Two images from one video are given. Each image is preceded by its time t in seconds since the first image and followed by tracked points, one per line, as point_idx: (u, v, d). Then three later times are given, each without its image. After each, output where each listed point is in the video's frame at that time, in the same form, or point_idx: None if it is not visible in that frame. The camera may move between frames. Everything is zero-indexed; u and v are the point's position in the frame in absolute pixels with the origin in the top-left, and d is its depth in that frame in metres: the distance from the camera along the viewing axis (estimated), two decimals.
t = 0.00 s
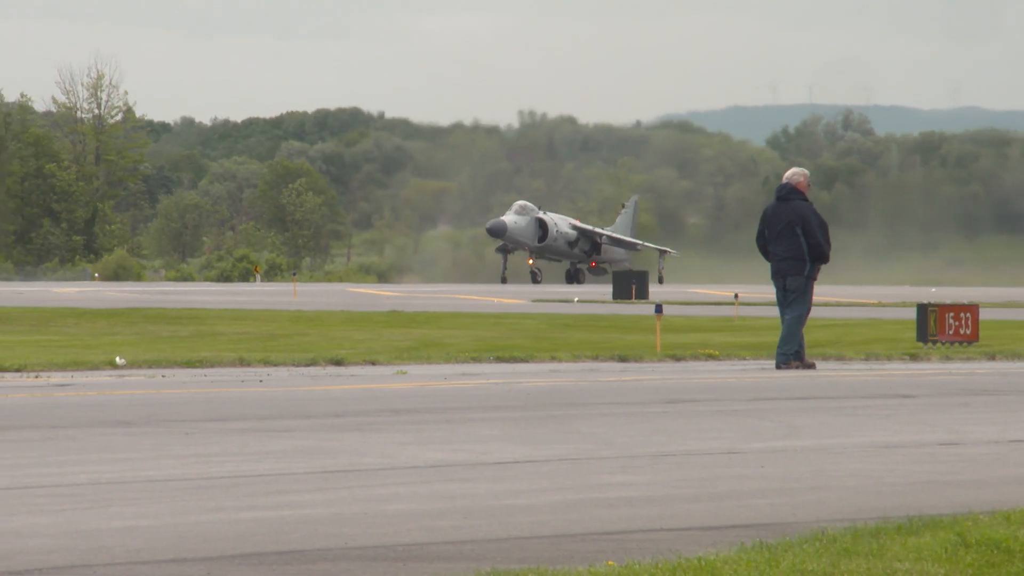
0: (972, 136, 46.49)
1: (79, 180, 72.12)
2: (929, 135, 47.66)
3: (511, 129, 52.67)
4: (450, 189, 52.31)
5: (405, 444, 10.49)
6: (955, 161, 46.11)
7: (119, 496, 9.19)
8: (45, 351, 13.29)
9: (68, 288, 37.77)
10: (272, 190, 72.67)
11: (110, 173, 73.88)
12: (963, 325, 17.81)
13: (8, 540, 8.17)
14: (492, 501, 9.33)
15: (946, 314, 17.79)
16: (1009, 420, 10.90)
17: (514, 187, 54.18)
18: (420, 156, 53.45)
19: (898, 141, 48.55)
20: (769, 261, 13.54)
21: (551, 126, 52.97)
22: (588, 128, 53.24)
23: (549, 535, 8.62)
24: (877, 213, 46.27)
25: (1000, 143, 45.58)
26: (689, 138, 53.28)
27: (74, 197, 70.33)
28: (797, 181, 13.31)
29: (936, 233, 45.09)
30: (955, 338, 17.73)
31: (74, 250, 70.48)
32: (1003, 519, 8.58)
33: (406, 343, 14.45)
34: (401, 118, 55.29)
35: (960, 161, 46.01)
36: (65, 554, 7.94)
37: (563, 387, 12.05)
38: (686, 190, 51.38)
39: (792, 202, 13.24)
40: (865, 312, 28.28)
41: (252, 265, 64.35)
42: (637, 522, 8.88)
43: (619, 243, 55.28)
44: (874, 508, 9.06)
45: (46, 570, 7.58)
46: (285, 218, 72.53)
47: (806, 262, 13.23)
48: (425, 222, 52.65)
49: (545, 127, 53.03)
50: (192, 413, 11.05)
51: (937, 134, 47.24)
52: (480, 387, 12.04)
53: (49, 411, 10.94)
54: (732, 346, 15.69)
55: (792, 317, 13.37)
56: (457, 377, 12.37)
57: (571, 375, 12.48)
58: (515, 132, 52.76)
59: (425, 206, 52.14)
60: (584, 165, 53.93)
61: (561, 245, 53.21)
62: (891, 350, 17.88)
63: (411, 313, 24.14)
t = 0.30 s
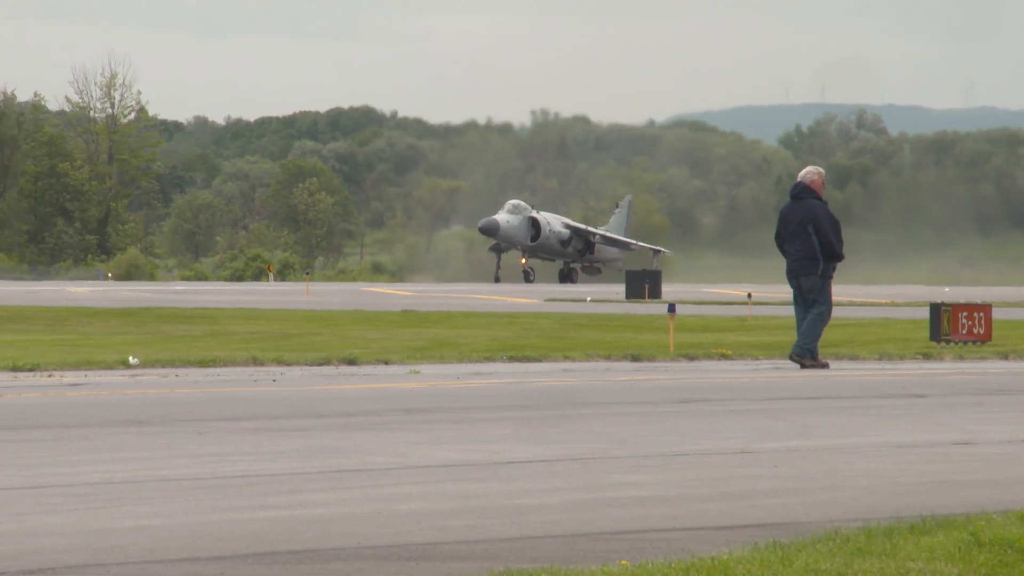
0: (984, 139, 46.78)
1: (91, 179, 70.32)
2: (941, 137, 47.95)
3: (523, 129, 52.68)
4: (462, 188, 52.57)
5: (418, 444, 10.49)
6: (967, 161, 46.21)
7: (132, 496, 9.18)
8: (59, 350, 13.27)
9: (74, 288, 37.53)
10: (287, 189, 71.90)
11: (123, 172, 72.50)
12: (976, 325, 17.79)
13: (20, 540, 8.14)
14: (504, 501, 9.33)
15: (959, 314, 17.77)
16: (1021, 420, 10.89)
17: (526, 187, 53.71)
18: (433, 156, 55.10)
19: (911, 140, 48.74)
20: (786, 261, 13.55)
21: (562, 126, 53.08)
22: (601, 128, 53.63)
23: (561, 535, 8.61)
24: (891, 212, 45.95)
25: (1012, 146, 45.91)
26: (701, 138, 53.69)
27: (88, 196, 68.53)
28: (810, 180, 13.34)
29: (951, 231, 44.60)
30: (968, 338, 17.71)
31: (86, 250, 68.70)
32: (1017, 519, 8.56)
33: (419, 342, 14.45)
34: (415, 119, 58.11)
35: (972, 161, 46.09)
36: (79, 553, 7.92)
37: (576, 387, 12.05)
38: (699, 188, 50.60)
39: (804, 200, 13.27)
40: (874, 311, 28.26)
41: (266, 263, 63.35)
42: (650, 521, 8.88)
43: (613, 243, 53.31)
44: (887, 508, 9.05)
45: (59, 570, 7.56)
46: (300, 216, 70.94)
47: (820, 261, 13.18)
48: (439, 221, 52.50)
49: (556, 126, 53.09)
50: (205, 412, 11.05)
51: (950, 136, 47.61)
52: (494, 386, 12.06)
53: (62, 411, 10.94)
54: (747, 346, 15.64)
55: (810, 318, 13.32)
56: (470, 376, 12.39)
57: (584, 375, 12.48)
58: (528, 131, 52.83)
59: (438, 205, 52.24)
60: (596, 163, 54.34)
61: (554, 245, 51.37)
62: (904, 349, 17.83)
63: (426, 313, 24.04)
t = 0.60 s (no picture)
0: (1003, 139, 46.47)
1: (111, 179, 71.37)
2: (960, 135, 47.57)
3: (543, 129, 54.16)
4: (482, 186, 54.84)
5: (437, 444, 10.48)
6: (987, 161, 45.94)
7: (151, 496, 9.13)
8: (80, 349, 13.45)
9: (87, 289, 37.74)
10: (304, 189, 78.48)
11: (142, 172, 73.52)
12: (995, 324, 17.80)
13: (39, 539, 8.09)
14: (524, 500, 9.28)
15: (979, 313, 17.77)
16: None
17: (546, 187, 54.98)
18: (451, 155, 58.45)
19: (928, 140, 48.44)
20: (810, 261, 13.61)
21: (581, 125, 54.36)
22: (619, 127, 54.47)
23: (581, 534, 8.56)
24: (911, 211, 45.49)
25: None
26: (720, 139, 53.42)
27: (106, 196, 69.50)
28: (830, 180, 13.38)
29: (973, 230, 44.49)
30: (987, 337, 17.71)
31: (105, 250, 69.43)
32: None
33: (438, 342, 14.50)
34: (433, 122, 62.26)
35: (992, 161, 45.83)
36: (97, 553, 7.86)
37: (595, 387, 12.07)
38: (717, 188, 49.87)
39: (824, 200, 13.31)
40: (888, 311, 28.27)
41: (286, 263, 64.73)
42: (669, 521, 8.82)
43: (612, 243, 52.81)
44: (907, 508, 9.01)
45: (78, 570, 7.49)
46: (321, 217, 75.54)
47: (840, 260, 13.23)
48: (458, 221, 54.04)
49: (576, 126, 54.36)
50: (222, 413, 11.04)
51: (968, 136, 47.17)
52: (513, 386, 12.08)
53: (80, 410, 10.96)
54: (766, 346, 15.67)
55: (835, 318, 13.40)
56: (489, 376, 12.43)
57: (602, 374, 12.50)
58: (547, 131, 54.46)
59: (458, 205, 54.06)
60: (615, 163, 54.91)
61: (553, 246, 50.98)
62: (924, 348, 17.83)
63: (444, 313, 24.13)
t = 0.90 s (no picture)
0: None
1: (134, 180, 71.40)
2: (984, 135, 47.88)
3: (565, 130, 54.44)
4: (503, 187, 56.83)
5: (462, 444, 10.48)
6: (1010, 161, 45.96)
7: (175, 497, 9.10)
8: (105, 350, 13.56)
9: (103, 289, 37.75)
10: (328, 190, 78.21)
11: (165, 173, 74.35)
12: (1019, 325, 17.77)
13: (63, 540, 8.04)
14: (547, 501, 9.25)
15: (1002, 314, 17.76)
16: None
17: (568, 188, 55.42)
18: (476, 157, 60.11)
19: (952, 140, 48.74)
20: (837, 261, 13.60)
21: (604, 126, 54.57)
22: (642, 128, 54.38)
23: (604, 535, 8.49)
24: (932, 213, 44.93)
25: None
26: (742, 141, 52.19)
27: (129, 196, 68.83)
28: (857, 180, 13.35)
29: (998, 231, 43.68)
30: (1011, 338, 17.72)
31: (128, 251, 69.19)
32: None
33: (462, 341, 14.57)
34: (456, 121, 64.34)
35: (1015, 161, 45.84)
36: (121, 553, 7.80)
37: (620, 387, 12.11)
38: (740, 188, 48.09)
39: (850, 200, 13.30)
40: (906, 311, 28.26)
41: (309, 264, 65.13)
42: (692, 521, 8.77)
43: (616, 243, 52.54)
44: (929, 508, 8.96)
45: (104, 570, 7.44)
46: (343, 219, 76.09)
47: (867, 260, 13.23)
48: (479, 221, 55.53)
49: (598, 127, 54.57)
50: (246, 413, 11.07)
51: (993, 136, 47.50)
52: (536, 386, 12.14)
53: (103, 411, 10.99)
54: (788, 346, 15.73)
55: (865, 319, 13.38)
56: (511, 376, 12.48)
57: (625, 375, 12.54)
58: (568, 131, 54.59)
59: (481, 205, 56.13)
60: (636, 164, 54.15)
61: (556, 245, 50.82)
62: (946, 347, 17.84)
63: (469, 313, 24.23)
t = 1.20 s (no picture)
0: None
1: (150, 180, 70.85)
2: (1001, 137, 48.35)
3: (583, 132, 54.88)
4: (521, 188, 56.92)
5: (479, 446, 10.46)
6: None
7: (191, 497, 9.07)
8: (124, 352, 13.62)
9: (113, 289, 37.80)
10: (344, 192, 77.79)
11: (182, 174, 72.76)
12: None
13: (80, 540, 8.00)
14: (563, 502, 9.21)
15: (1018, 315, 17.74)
16: None
17: (585, 189, 54.98)
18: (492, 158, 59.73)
19: (969, 143, 49.25)
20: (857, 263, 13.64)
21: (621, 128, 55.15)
22: (658, 130, 54.87)
23: (620, 536, 8.44)
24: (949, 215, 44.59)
25: None
26: (756, 144, 53.18)
27: (145, 197, 68.44)
28: (879, 181, 13.40)
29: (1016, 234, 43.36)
30: None
31: (144, 252, 68.62)
32: None
33: (478, 342, 14.58)
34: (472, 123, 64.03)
35: None
36: (137, 554, 7.76)
37: (637, 389, 12.12)
38: (757, 191, 48.65)
39: (871, 202, 13.36)
40: (921, 313, 28.15)
41: (326, 264, 64.93)
42: (709, 523, 8.73)
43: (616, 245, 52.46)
44: (946, 510, 8.92)
45: (122, 571, 7.40)
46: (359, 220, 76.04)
47: (888, 261, 13.27)
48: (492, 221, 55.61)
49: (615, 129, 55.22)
50: (263, 414, 11.06)
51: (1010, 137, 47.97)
52: (553, 387, 12.15)
53: (118, 412, 11.01)
54: (805, 348, 15.75)
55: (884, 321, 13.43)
56: (527, 378, 12.50)
57: (641, 377, 12.55)
58: (586, 132, 54.96)
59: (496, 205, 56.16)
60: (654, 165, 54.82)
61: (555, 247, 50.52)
62: (963, 349, 17.83)
63: (483, 314, 24.28)
